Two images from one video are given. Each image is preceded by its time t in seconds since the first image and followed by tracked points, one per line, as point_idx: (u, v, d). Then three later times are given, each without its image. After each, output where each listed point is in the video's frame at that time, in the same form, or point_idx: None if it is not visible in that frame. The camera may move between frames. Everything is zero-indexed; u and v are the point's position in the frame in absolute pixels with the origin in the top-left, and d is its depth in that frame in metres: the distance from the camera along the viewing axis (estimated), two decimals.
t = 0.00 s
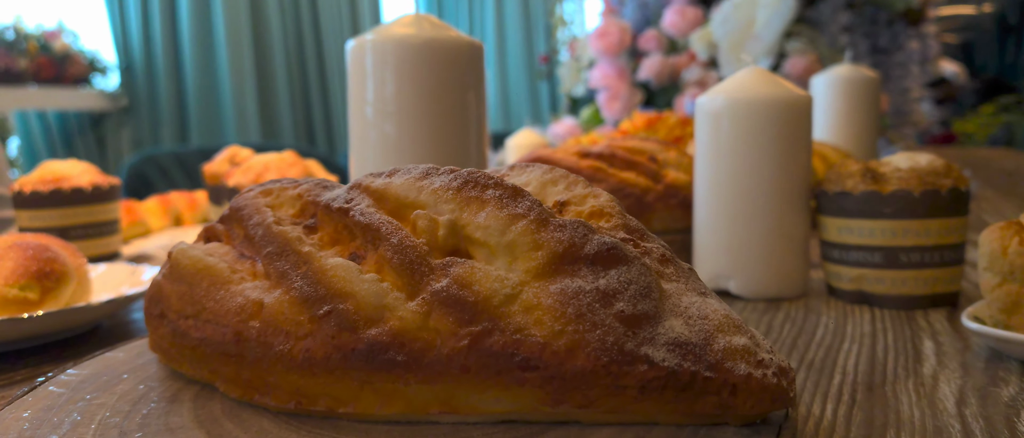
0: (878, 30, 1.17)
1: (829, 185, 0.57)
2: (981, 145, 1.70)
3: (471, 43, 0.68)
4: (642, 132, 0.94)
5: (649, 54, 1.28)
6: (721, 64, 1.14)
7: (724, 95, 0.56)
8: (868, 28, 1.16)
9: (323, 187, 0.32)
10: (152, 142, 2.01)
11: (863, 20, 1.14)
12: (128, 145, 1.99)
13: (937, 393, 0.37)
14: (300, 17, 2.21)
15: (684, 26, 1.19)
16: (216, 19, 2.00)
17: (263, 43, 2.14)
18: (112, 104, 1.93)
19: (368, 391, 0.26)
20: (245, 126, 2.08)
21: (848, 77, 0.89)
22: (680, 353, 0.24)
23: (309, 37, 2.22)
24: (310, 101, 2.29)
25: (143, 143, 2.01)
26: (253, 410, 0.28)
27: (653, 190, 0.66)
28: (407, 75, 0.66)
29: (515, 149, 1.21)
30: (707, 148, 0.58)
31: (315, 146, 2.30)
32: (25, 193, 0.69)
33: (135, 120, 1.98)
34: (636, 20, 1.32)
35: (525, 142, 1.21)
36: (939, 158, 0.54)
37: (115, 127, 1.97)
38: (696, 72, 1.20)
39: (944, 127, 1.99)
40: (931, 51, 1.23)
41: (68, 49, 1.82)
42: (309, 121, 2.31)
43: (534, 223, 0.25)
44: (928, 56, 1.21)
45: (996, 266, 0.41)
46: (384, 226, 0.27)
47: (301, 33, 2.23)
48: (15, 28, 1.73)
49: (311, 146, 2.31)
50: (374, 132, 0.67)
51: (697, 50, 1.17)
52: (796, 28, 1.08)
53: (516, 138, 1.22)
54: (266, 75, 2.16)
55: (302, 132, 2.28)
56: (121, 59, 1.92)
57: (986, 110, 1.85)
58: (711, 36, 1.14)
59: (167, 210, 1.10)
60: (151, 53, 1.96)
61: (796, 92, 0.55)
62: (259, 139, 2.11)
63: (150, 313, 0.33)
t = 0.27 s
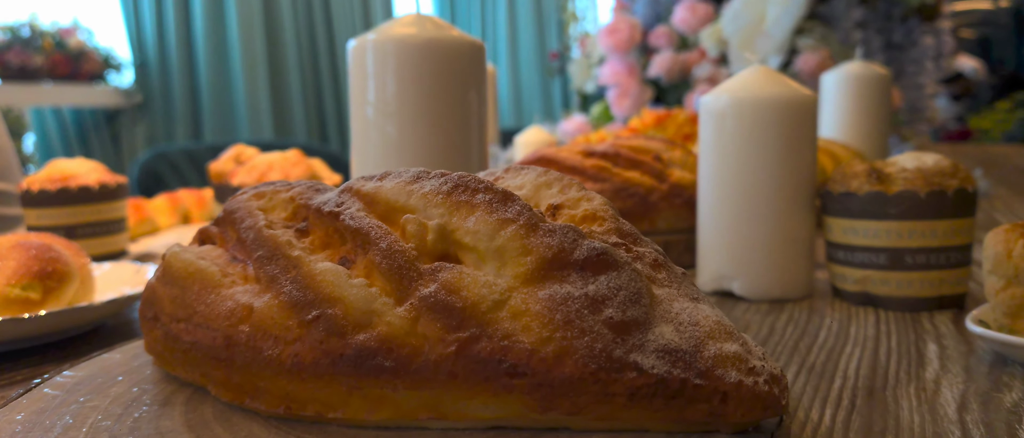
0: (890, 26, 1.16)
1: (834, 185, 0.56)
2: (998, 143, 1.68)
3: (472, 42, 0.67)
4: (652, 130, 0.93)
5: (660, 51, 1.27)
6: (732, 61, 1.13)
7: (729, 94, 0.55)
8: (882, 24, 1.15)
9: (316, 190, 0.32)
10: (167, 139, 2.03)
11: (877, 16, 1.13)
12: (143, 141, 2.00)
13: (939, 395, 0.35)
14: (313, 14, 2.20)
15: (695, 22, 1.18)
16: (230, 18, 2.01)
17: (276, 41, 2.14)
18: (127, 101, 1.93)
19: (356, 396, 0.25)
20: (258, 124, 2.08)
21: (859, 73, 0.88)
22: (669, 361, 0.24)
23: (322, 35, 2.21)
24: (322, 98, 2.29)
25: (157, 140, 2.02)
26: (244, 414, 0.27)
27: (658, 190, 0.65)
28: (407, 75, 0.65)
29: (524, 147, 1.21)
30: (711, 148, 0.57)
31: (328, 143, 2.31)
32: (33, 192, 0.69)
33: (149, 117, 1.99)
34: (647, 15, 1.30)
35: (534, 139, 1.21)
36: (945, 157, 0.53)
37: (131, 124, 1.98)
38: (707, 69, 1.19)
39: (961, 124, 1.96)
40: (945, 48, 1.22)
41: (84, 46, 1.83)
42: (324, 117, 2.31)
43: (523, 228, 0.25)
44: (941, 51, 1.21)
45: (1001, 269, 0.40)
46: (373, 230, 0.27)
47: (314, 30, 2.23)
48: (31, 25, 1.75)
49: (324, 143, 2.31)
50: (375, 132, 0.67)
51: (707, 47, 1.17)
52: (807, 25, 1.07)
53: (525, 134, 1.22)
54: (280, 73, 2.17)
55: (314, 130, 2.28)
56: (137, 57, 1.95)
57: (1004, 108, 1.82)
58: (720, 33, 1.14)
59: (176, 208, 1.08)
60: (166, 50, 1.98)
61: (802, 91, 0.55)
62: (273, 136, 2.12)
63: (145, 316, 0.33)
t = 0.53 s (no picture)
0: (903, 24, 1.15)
1: (838, 184, 0.55)
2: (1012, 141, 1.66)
3: (473, 40, 0.67)
4: (660, 128, 0.93)
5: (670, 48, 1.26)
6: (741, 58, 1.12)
7: (732, 92, 0.55)
8: (894, 21, 1.14)
9: (306, 190, 0.31)
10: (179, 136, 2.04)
11: (889, 13, 1.12)
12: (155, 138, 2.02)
13: (941, 400, 0.34)
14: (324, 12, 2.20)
15: (705, 20, 1.18)
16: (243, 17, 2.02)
17: (288, 38, 2.15)
18: (140, 98, 1.94)
19: (343, 398, 0.25)
20: (270, 121, 2.09)
21: (869, 71, 0.86)
22: (658, 364, 0.23)
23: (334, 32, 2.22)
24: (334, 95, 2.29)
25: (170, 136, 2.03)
26: (232, 415, 0.27)
27: (662, 188, 0.65)
28: (407, 74, 0.65)
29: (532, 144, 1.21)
30: (713, 147, 0.57)
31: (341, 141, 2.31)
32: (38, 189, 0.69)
33: (162, 114, 2.01)
34: (658, 13, 1.31)
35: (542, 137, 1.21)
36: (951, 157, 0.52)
37: (143, 121, 2.00)
38: (717, 67, 1.18)
39: (975, 120, 1.94)
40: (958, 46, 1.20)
41: (97, 44, 1.82)
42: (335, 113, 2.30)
43: (511, 229, 0.25)
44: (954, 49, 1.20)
45: (1005, 271, 0.40)
46: (361, 231, 0.26)
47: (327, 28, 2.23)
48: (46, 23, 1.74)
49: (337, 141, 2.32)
50: (376, 130, 0.66)
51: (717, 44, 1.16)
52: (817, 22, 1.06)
53: (532, 132, 1.22)
54: (291, 70, 2.17)
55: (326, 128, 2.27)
56: (150, 54, 1.95)
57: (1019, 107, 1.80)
58: (730, 31, 1.14)
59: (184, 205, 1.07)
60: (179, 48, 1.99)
61: (806, 89, 0.54)
62: (285, 134, 2.13)
63: (136, 315, 0.33)
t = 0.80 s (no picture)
0: (919, 20, 1.13)
1: (841, 182, 0.55)
2: None
3: (472, 37, 0.67)
4: (668, 126, 0.92)
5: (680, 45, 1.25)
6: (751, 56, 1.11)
7: (734, 90, 0.54)
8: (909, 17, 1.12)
9: (296, 187, 0.31)
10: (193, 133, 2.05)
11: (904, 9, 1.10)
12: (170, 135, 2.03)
13: (940, 402, 0.34)
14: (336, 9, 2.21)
15: (714, 17, 1.17)
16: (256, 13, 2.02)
17: (299, 36, 2.15)
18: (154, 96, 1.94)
19: (328, 396, 0.25)
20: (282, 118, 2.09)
21: (879, 68, 0.85)
22: (644, 364, 0.23)
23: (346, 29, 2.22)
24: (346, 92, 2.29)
25: (184, 133, 2.05)
26: (220, 412, 0.27)
27: (665, 186, 0.64)
28: (407, 71, 0.65)
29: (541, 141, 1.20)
30: (715, 145, 0.56)
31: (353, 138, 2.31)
32: (44, 187, 0.69)
33: (176, 112, 2.02)
34: (669, 10, 1.30)
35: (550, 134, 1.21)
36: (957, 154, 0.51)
37: (157, 119, 2.01)
38: (728, 64, 1.17)
39: (991, 118, 1.91)
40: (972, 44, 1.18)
41: (111, 41, 1.83)
42: (346, 110, 2.30)
43: (498, 227, 0.25)
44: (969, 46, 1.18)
45: (1008, 270, 0.39)
46: (348, 229, 0.26)
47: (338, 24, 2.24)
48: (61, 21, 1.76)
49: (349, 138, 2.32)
50: (375, 128, 0.66)
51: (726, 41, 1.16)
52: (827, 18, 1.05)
53: (541, 130, 1.21)
54: (303, 67, 2.18)
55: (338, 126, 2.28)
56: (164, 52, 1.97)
57: None
58: (740, 28, 1.13)
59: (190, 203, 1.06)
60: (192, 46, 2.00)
61: (808, 85, 0.53)
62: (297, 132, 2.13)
63: (128, 312, 0.33)
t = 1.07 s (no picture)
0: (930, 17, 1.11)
1: (845, 181, 0.54)
2: None
3: (472, 35, 0.66)
4: (676, 124, 0.91)
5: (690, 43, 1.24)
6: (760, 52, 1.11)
7: (736, 87, 0.54)
8: (920, 15, 1.11)
9: (287, 185, 0.31)
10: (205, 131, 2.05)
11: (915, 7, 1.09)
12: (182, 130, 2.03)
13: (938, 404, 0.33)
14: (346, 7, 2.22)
15: (724, 14, 1.16)
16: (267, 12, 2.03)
17: (309, 33, 2.15)
18: (168, 94, 1.95)
19: (315, 396, 0.25)
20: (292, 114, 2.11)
21: (890, 65, 0.85)
22: (631, 365, 0.23)
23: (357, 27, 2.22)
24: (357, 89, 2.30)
25: (195, 131, 2.05)
26: (209, 411, 0.27)
27: (668, 185, 0.64)
28: (408, 69, 0.64)
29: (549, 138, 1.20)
30: (717, 143, 0.56)
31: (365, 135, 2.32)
32: (51, 183, 0.69)
33: (189, 110, 2.02)
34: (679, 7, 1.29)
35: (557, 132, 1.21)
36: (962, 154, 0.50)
37: (170, 116, 2.01)
38: (738, 61, 1.16)
39: (1006, 117, 1.89)
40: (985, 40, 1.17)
41: (124, 40, 1.84)
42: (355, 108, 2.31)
43: (485, 227, 0.25)
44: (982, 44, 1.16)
45: (1011, 271, 0.38)
46: (336, 228, 0.26)
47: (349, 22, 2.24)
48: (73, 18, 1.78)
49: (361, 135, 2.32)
50: (375, 126, 0.66)
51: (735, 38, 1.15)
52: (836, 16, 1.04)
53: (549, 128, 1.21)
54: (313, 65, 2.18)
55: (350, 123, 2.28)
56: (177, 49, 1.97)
57: None
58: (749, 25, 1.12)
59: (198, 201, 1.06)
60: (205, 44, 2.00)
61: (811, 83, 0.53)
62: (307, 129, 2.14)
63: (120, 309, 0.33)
